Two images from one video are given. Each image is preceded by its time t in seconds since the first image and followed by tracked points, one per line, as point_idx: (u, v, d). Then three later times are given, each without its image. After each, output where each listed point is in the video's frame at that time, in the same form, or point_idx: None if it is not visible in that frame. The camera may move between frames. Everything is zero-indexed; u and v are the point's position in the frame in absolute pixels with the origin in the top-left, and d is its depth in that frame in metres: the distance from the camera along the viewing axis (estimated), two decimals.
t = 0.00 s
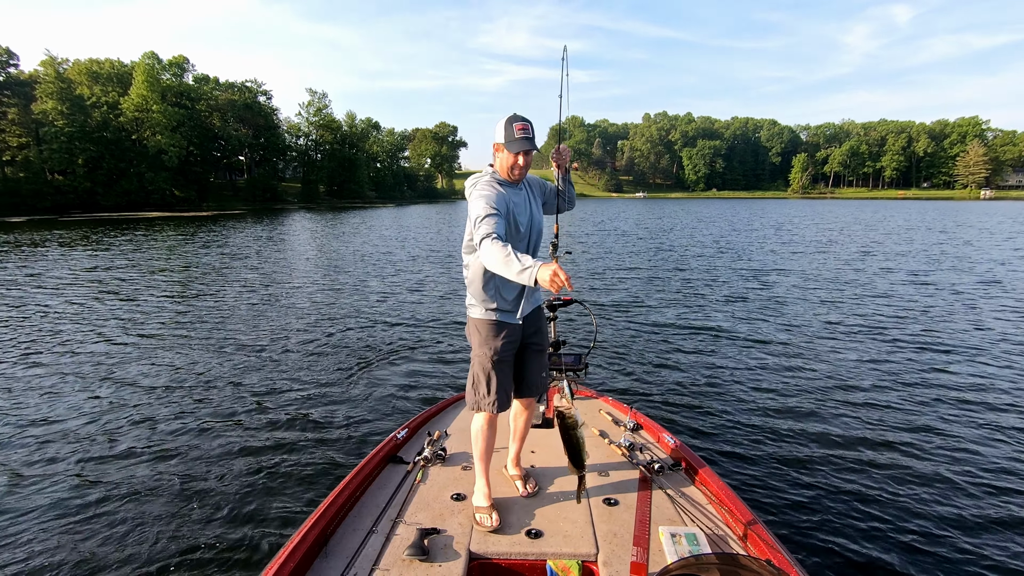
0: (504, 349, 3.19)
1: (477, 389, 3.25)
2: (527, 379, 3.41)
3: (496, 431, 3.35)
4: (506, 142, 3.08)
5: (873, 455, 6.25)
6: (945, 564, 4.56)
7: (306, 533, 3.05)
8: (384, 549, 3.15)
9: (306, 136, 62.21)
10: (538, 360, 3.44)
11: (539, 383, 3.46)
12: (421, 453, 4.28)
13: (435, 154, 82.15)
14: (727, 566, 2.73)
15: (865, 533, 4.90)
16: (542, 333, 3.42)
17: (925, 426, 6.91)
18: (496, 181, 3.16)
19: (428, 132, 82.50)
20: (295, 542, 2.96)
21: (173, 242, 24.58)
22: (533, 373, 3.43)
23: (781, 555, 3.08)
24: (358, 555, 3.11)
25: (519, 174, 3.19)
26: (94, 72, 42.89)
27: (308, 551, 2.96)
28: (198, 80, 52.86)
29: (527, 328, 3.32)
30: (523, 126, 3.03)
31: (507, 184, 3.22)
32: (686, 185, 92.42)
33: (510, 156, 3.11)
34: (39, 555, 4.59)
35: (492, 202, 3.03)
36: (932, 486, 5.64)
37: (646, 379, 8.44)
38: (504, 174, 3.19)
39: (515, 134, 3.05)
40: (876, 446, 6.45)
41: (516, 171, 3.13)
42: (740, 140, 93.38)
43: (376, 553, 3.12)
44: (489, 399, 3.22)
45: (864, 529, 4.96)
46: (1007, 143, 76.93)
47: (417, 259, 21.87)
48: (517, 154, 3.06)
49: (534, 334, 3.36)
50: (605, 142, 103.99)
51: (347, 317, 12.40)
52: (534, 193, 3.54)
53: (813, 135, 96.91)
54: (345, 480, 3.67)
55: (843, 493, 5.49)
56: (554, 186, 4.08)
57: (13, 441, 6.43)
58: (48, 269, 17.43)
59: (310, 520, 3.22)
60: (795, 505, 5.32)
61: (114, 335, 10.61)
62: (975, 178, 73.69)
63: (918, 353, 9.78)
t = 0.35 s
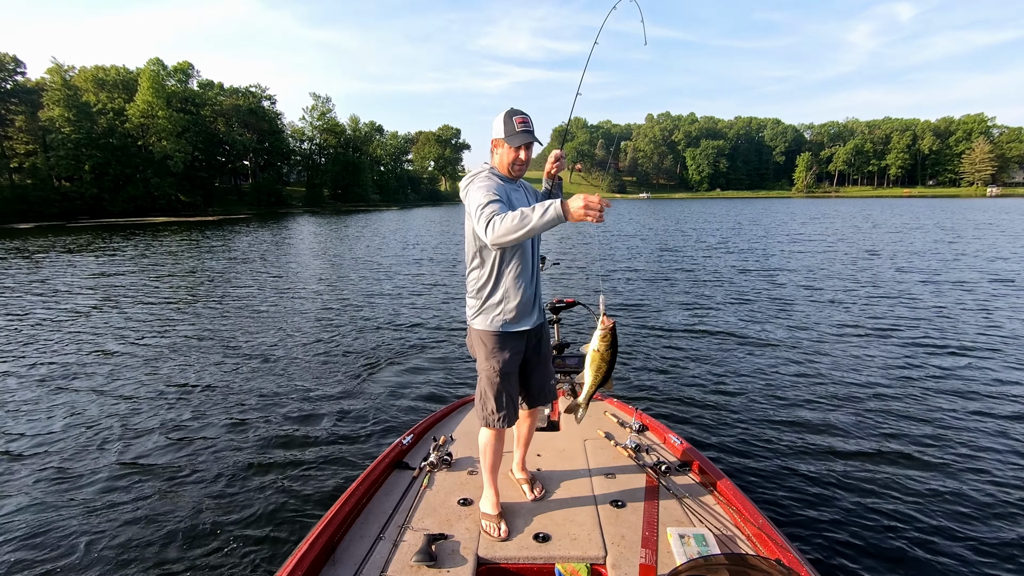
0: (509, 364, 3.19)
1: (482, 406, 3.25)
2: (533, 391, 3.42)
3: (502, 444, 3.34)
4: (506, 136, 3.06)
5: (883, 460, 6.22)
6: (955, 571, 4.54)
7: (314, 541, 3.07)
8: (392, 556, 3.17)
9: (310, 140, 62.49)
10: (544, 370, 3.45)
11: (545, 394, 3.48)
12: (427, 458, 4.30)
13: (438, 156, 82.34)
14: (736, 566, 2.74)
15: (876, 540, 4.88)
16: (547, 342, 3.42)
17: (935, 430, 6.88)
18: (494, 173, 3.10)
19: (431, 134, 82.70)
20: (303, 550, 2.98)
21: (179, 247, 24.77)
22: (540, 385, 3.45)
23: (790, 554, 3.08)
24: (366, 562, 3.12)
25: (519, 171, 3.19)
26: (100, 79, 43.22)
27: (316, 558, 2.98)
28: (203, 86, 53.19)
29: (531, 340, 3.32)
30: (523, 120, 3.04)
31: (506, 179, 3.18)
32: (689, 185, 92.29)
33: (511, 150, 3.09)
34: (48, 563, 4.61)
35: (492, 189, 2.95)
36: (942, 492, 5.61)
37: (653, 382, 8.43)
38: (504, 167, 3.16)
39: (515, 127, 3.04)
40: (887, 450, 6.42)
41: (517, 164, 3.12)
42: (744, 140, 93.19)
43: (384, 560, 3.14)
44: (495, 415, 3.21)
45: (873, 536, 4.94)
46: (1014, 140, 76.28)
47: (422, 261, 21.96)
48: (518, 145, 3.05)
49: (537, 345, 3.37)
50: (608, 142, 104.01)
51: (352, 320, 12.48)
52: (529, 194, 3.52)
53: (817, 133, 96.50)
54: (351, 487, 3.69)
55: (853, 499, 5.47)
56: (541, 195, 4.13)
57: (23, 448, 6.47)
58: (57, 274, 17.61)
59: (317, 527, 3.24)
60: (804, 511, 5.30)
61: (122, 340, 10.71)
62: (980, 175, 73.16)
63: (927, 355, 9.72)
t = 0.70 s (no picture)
0: (514, 373, 3.21)
1: (487, 418, 3.28)
2: (542, 399, 3.45)
3: (507, 449, 3.37)
4: (506, 134, 3.06)
5: (891, 464, 6.21)
6: None
7: (322, 546, 3.09)
8: (401, 559, 3.19)
9: (315, 140, 62.72)
10: (553, 375, 3.47)
11: (555, 400, 3.49)
12: (433, 462, 4.33)
13: (442, 156, 82.57)
14: (746, 565, 2.75)
15: (885, 545, 4.87)
16: (555, 347, 3.43)
17: (943, 434, 6.86)
18: (494, 172, 3.10)
19: (435, 134, 82.92)
20: (312, 555, 3.00)
21: (185, 246, 24.92)
22: (549, 391, 3.47)
23: (799, 550, 3.09)
24: (374, 567, 3.14)
25: (518, 168, 3.19)
26: (106, 78, 43.42)
27: (325, 563, 3.00)
28: (209, 85, 53.44)
29: (537, 346, 3.33)
30: (523, 115, 3.03)
31: (507, 177, 3.18)
32: (693, 186, 92.16)
33: (511, 148, 3.09)
34: (55, 565, 4.61)
35: (493, 186, 2.95)
36: (951, 497, 5.60)
37: (659, 386, 8.41)
38: (506, 164, 3.16)
39: (515, 123, 3.02)
40: (895, 454, 6.41)
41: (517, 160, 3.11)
42: (748, 141, 93.03)
43: (392, 565, 3.16)
44: (500, 425, 3.24)
45: (882, 541, 4.93)
46: (1020, 141, 75.87)
47: (426, 261, 22.06)
48: (517, 141, 3.04)
49: (544, 351, 3.38)
50: (612, 143, 104.01)
51: (359, 319, 12.55)
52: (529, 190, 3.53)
53: (822, 134, 96.22)
54: (358, 492, 3.71)
55: (861, 503, 5.47)
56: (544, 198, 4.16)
57: (31, 448, 6.49)
58: (64, 273, 17.74)
59: (325, 532, 3.26)
60: (812, 516, 5.30)
61: (131, 339, 10.81)
62: (986, 177, 72.77)
63: (933, 359, 9.71)
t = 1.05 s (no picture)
0: (516, 374, 3.23)
1: (490, 418, 3.32)
2: (546, 403, 3.42)
3: (508, 449, 3.39)
4: (497, 132, 3.08)
5: (893, 470, 6.20)
6: None
7: (321, 545, 3.11)
8: (399, 558, 3.21)
9: (320, 138, 62.88)
10: (558, 378, 3.44)
11: (560, 403, 3.45)
12: (431, 461, 4.35)
13: (447, 155, 82.71)
14: (744, 565, 2.77)
15: (887, 551, 4.86)
16: (560, 350, 3.42)
17: (947, 442, 6.84)
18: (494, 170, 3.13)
19: (440, 134, 83.06)
20: (311, 554, 3.02)
21: (190, 243, 25.05)
22: (553, 394, 3.45)
23: (797, 550, 3.11)
24: (373, 565, 3.16)
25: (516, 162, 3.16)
26: (114, 75, 43.60)
27: (324, 561, 3.02)
28: (216, 83, 53.65)
29: (540, 346, 3.32)
30: (510, 109, 3.04)
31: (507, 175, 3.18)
32: (698, 187, 91.95)
33: (505, 145, 3.09)
34: (59, 559, 4.66)
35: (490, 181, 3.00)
36: (953, 503, 5.59)
37: (663, 388, 8.41)
38: (504, 162, 3.15)
39: (503, 119, 3.04)
40: (899, 460, 6.37)
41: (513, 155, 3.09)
42: (753, 142, 92.72)
43: (391, 563, 3.18)
44: (502, 423, 3.27)
45: (883, 547, 4.92)
46: None
47: (430, 260, 22.13)
48: (513, 137, 3.06)
49: (549, 352, 3.36)
50: (617, 143, 103.90)
51: (363, 317, 12.63)
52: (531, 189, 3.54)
53: (828, 135, 95.79)
54: (356, 491, 3.73)
55: (861, 508, 5.49)
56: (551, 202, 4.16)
57: (38, 444, 6.56)
58: (71, 269, 17.87)
59: (324, 531, 3.28)
60: (814, 520, 5.29)
61: (136, 335, 10.90)
62: (993, 180, 72.30)
63: (936, 364, 9.71)
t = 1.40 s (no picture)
0: (509, 372, 3.21)
1: (484, 414, 3.30)
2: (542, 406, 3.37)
3: (500, 446, 3.35)
4: (505, 127, 3.08)
5: (891, 472, 6.17)
6: None
7: (309, 539, 3.10)
8: (388, 553, 3.20)
9: (326, 138, 63.16)
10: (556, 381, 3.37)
11: (557, 405, 3.39)
12: (423, 457, 4.36)
13: (452, 156, 82.89)
14: (732, 567, 2.75)
15: (884, 554, 4.82)
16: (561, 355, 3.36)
17: (947, 444, 6.79)
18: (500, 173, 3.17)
19: (446, 134, 83.24)
20: (298, 548, 3.02)
21: (196, 243, 25.22)
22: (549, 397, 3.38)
23: (785, 555, 3.09)
24: (361, 559, 3.15)
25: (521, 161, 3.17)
26: (122, 76, 43.96)
27: (312, 554, 3.02)
28: (223, 84, 54.01)
29: (536, 348, 3.30)
30: (520, 107, 3.03)
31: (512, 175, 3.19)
32: (704, 187, 91.61)
33: (511, 141, 3.09)
34: (55, 556, 4.68)
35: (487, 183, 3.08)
36: (953, 507, 5.53)
37: (662, 390, 8.37)
38: (509, 161, 3.16)
39: (512, 115, 3.04)
40: (898, 464, 6.32)
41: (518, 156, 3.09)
42: (760, 142, 92.29)
43: (379, 558, 3.16)
44: (494, 420, 3.24)
45: (882, 551, 4.87)
46: None
47: (434, 260, 22.18)
48: (515, 136, 3.06)
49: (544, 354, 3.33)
50: (622, 143, 103.69)
51: (364, 317, 12.70)
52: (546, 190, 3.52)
53: (835, 135, 95.15)
54: (347, 485, 3.73)
55: (857, 510, 5.46)
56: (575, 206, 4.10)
57: (37, 442, 6.60)
58: (77, 269, 18.04)
59: (313, 524, 3.28)
60: (811, 523, 5.25)
61: (140, 334, 11.00)
62: (1002, 179, 71.58)
63: (939, 366, 9.63)
